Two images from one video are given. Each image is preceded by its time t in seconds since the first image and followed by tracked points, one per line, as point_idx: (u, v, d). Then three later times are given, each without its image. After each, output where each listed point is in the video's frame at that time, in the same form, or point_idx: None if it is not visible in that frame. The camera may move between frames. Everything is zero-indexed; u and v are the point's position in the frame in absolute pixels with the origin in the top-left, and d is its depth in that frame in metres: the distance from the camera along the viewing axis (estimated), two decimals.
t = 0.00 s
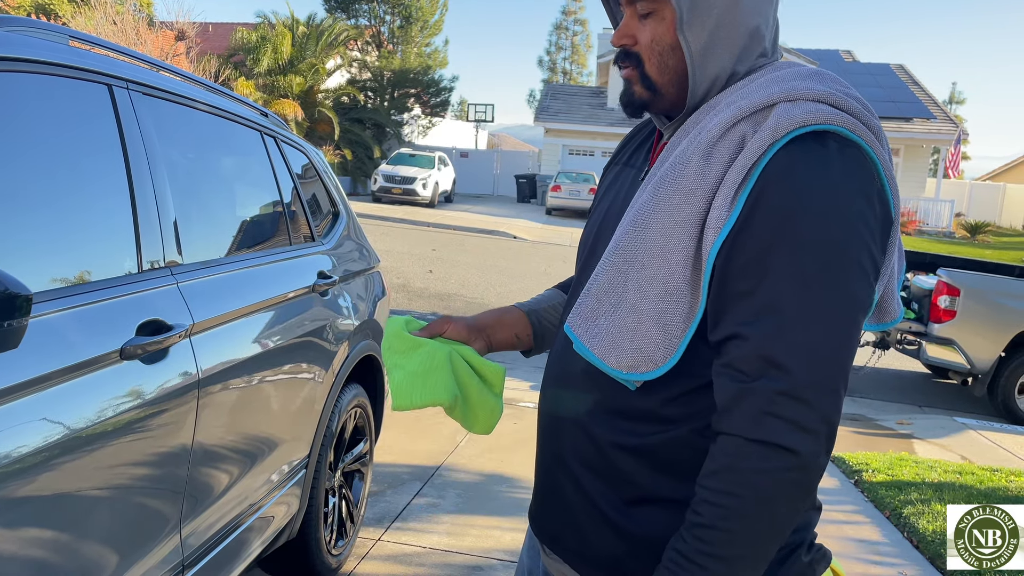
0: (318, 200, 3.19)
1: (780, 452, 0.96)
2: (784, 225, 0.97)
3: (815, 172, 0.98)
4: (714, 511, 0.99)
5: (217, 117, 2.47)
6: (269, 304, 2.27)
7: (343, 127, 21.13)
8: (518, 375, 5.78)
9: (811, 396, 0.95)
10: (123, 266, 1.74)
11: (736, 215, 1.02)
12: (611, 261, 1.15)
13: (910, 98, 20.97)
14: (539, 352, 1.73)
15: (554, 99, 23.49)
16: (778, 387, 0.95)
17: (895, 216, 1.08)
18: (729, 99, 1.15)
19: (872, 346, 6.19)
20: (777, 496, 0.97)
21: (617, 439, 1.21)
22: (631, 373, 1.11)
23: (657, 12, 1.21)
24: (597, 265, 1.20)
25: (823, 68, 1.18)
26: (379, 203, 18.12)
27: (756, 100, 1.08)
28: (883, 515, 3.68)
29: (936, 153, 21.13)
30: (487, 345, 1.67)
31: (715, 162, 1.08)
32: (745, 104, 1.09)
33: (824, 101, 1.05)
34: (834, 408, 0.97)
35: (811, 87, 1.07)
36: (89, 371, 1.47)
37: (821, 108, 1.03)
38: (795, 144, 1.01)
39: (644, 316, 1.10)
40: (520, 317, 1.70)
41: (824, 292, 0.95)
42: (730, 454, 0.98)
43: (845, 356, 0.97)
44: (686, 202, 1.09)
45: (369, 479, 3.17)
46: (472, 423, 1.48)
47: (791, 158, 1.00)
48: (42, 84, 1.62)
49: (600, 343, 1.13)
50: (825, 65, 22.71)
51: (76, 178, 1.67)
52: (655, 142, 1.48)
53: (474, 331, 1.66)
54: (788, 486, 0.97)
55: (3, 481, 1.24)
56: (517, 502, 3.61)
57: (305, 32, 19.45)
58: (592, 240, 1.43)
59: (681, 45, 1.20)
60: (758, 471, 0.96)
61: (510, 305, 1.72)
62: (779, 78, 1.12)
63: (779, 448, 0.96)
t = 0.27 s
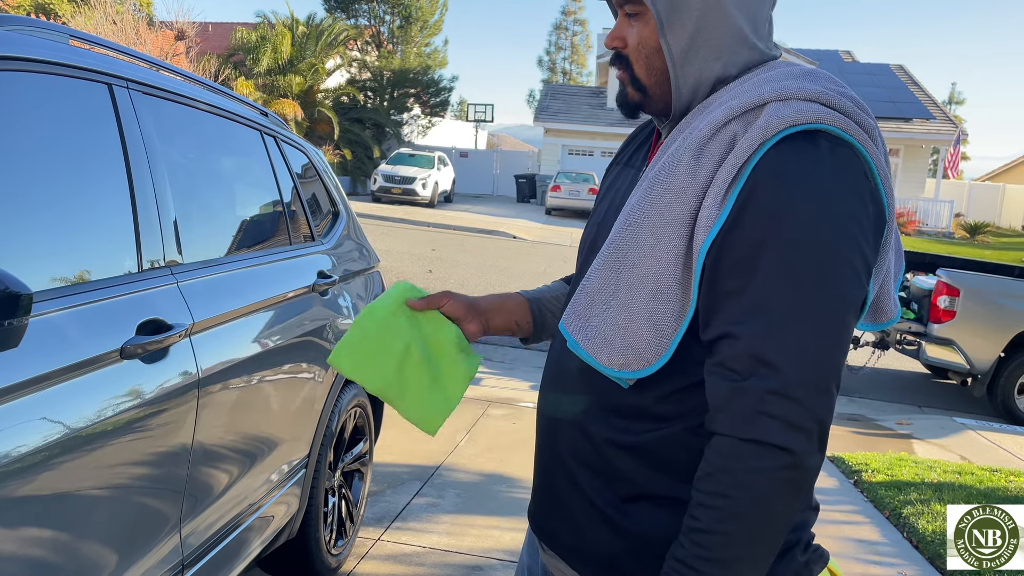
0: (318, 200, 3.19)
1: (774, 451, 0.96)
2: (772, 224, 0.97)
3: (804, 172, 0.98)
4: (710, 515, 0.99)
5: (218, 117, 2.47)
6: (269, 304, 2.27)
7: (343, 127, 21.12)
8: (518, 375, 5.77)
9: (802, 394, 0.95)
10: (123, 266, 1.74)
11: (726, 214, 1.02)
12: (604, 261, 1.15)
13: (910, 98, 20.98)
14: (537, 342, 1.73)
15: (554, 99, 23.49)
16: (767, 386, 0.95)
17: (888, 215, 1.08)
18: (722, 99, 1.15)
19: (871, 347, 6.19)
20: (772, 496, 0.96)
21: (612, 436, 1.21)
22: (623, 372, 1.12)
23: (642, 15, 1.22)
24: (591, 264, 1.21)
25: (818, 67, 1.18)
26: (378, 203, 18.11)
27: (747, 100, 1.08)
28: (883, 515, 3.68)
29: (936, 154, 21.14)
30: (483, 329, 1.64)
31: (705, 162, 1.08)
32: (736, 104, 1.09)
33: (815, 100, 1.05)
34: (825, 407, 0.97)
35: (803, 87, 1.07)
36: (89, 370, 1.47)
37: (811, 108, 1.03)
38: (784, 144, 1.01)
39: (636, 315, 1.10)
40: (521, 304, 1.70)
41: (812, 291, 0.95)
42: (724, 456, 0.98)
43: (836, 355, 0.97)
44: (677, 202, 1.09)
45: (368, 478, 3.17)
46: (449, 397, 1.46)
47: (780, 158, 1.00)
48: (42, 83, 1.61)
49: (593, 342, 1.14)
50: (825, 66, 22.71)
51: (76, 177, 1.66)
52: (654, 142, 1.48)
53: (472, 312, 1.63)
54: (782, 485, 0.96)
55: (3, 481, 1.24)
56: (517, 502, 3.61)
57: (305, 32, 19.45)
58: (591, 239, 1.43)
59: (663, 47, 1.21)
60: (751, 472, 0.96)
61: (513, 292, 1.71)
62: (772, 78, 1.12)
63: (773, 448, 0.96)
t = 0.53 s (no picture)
0: (318, 200, 3.19)
1: (760, 452, 0.96)
2: (764, 226, 0.97)
3: (797, 174, 0.98)
4: (693, 511, 0.99)
5: (218, 117, 2.47)
6: (269, 304, 2.27)
7: (343, 127, 21.12)
8: (518, 376, 5.77)
9: (790, 395, 0.95)
10: (123, 265, 1.75)
11: (718, 216, 1.02)
12: (599, 263, 1.16)
13: (910, 99, 20.98)
14: (540, 350, 1.73)
15: (554, 99, 23.50)
16: (754, 386, 0.95)
17: (883, 216, 1.08)
18: (716, 100, 1.15)
19: (870, 347, 6.19)
20: (756, 495, 0.97)
21: (606, 435, 1.21)
22: (616, 372, 1.12)
23: (633, 16, 1.24)
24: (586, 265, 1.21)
25: (813, 68, 1.18)
26: (378, 202, 18.11)
27: (740, 102, 1.08)
28: (882, 515, 3.69)
29: (936, 154, 21.15)
30: (483, 339, 1.62)
31: (699, 164, 1.08)
32: (730, 105, 1.09)
33: (808, 101, 1.05)
34: (814, 407, 0.97)
35: (796, 88, 1.08)
36: (89, 370, 1.47)
37: (804, 110, 1.03)
38: (777, 145, 1.01)
39: (629, 316, 1.10)
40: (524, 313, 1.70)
41: (803, 293, 0.95)
42: (709, 453, 0.98)
43: (826, 356, 0.97)
44: (670, 204, 1.09)
45: (368, 478, 3.16)
46: (431, 398, 1.48)
47: (773, 159, 1.00)
48: (42, 83, 1.61)
49: (587, 343, 1.14)
50: (824, 66, 22.71)
51: (76, 177, 1.67)
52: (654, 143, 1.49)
53: (473, 321, 1.62)
54: (766, 485, 0.97)
55: (3, 479, 1.24)
56: (516, 502, 3.61)
57: (305, 32, 19.44)
58: (589, 240, 1.44)
59: (651, 47, 1.21)
60: (736, 470, 0.96)
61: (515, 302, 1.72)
62: (766, 79, 1.12)
63: (759, 447, 0.96)
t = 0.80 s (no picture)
0: (318, 200, 3.19)
1: (739, 445, 0.96)
2: (763, 228, 0.97)
3: (796, 175, 0.98)
4: (665, 490, 0.99)
5: (218, 117, 2.47)
6: (269, 304, 2.27)
7: (342, 128, 21.13)
8: (517, 376, 5.78)
9: (782, 395, 0.95)
10: (123, 265, 1.74)
11: (717, 218, 1.02)
12: (598, 265, 1.16)
13: (910, 100, 20.99)
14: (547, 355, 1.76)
15: (554, 100, 23.50)
16: (745, 384, 0.95)
17: (882, 218, 1.08)
18: (715, 102, 1.15)
19: (870, 348, 6.19)
20: (730, 487, 0.97)
21: (604, 435, 1.22)
22: (614, 373, 1.12)
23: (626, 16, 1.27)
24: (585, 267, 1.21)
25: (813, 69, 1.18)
26: (378, 203, 18.10)
27: (739, 103, 1.08)
28: (882, 516, 3.69)
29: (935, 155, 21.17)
30: (491, 348, 1.65)
31: (697, 166, 1.08)
32: (729, 106, 1.09)
33: (808, 103, 1.05)
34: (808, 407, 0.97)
35: (795, 90, 1.08)
36: (89, 370, 1.47)
37: (804, 111, 1.03)
38: (776, 147, 1.01)
39: (628, 317, 1.10)
40: (529, 320, 1.72)
41: (801, 294, 0.95)
42: (692, 438, 0.99)
43: (823, 357, 0.97)
44: (669, 205, 1.09)
45: (367, 479, 3.16)
46: (442, 413, 1.50)
47: (771, 161, 1.00)
48: (42, 84, 1.61)
49: (586, 344, 1.14)
50: (824, 67, 22.72)
51: (76, 177, 1.67)
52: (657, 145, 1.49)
53: (480, 332, 1.64)
54: (741, 479, 0.97)
55: (2, 480, 1.24)
56: (516, 503, 3.61)
57: (305, 32, 19.44)
58: (590, 241, 1.44)
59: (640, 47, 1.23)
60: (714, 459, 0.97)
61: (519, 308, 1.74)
62: (766, 80, 1.12)
63: (740, 441, 0.96)
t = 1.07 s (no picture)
0: (318, 201, 3.20)
1: (723, 449, 0.96)
2: (750, 229, 0.97)
3: (785, 176, 0.98)
4: (651, 497, 0.99)
5: (218, 118, 2.47)
6: (269, 304, 2.27)
7: (343, 128, 21.14)
8: (517, 377, 5.78)
9: (765, 398, 0.95)
10: (123, 266, 1.75)
11: (705, 219, 1.02)
12: (592, 266, 1.17)
13: (910, 102, 21.00)
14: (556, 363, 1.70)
15: (554, 101, 23.51)
16: (729, 386, 0.95)
17: (877, 222, 1.07)
18: (709, 104, 1.15)
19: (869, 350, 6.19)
20: (713, 495, 0.97)
21: (602, 437, 1.22)
22: (605, 373, 1.13)
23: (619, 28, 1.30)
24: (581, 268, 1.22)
25: (812, 72, 1.18)
26: (378, 204, 18.10)
27: (730, 105, 1.08)
28: (881, 518, 3.69)
29: (935, 157, 21.17)
30: (497, 357, 1.64)
31: (688, 167, 1.09)
32: (721, 108, 1.09)
33: (801, 105, 1.05)
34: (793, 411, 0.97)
35: (789, 92, 1.07)
36: (89, 371, 1.47)
37: (796, 113, 1.03)
38: (766, 148, 1.01)
39: (619, 318, 1.11)
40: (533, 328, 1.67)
41: (787, 295, 0.94)
42: (677, 444, 0.99)
43: (809, 359, 0.96)
44: (661, 207, 1.10)
45: (367, 480, 3.16)
46: (455, 423, 1.51)
47: (760, 162, 1.00)
48: (42, 84, 1.61)
49: (578, 344, 1.15)
50: (824, 69, 22.73)
51: (76, 178, 1.67)
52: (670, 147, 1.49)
53: (485, 340, 1.63)
54: (725, 484, 0.96)
55: (2, 480, 1.24)
56: (516, 504, 3.61)
57: (305, 33, 19.45)
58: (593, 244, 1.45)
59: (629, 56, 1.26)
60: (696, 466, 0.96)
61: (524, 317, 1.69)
62: (760, 82, 1.12)
63: (724, 445, 0.96)
